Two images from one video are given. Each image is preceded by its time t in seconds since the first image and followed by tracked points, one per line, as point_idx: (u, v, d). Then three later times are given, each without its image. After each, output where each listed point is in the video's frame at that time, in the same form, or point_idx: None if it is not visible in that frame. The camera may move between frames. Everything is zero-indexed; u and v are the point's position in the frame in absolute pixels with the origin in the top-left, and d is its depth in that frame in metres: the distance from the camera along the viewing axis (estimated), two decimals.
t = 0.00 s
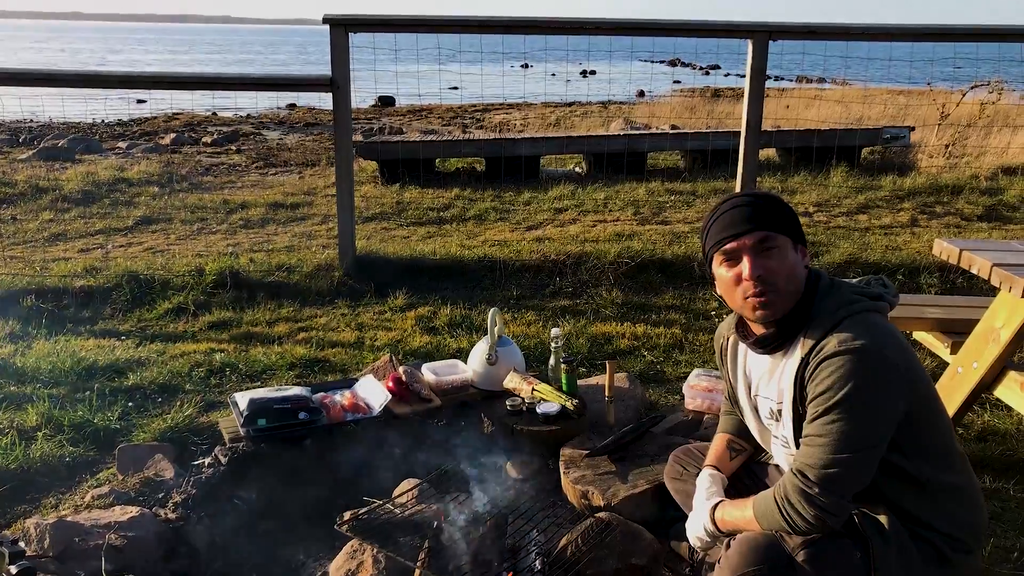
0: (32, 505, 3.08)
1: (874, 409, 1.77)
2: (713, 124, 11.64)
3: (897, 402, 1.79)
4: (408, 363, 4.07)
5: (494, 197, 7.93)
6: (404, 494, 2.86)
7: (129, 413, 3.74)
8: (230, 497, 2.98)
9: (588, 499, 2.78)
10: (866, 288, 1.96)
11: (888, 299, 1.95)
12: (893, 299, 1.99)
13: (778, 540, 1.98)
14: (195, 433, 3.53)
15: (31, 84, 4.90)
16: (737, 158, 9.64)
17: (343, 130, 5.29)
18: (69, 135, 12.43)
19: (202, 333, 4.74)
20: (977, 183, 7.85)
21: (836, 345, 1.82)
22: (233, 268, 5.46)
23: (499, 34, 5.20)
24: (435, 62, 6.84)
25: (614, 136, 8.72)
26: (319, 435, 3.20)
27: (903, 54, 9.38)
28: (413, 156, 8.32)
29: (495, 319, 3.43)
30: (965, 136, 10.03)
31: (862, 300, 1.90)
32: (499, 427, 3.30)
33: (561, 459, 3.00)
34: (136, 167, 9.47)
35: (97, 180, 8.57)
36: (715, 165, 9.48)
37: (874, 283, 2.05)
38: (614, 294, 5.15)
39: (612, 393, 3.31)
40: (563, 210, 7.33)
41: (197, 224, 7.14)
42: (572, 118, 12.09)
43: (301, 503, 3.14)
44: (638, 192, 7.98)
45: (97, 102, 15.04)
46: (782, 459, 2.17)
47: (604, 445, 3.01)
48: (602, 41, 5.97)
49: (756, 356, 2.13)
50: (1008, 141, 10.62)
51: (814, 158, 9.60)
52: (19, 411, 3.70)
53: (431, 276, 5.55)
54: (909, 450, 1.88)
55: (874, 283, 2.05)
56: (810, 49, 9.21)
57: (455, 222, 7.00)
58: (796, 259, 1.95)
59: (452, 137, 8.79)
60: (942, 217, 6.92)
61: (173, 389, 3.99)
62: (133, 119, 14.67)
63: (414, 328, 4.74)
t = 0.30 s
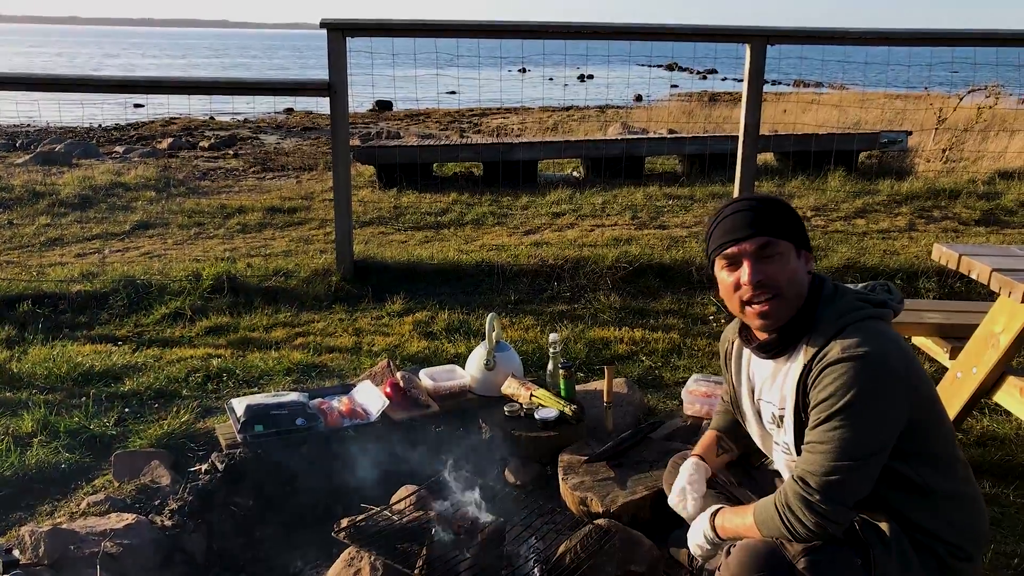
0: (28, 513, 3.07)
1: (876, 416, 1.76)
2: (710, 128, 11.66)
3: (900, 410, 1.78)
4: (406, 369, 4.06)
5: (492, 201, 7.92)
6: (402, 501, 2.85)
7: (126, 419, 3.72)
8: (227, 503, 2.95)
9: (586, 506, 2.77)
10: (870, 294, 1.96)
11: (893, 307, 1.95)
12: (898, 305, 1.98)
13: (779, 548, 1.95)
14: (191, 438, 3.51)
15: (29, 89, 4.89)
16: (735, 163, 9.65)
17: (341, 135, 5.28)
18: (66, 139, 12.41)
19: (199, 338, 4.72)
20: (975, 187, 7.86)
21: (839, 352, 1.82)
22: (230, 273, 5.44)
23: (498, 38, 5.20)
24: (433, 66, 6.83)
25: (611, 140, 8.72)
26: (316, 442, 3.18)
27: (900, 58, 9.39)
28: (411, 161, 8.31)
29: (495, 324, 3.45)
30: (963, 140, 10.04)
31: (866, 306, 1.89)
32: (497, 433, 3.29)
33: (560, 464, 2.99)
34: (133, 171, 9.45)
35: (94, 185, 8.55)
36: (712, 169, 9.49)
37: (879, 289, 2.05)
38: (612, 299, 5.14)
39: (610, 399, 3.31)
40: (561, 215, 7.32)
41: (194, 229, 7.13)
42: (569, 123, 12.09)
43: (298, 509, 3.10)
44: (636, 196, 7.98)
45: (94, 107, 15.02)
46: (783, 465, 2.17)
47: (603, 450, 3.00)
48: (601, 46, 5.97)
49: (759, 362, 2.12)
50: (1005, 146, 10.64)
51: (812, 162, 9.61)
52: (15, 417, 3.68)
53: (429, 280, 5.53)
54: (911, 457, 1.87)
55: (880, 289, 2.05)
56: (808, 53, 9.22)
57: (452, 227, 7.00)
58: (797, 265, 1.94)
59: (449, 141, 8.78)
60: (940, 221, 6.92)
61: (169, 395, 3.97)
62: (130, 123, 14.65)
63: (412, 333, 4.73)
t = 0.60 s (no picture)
0: (22, 519, 3.04)
1: (879, 419, 1.76)
2: (708, 132, 11.67)
3: (903, 414, 1.78)
4: (403, 373, 4.05)
5: (490, 205, 7.92)
6: (398, 506, 2.85)
7: (121, 424, 3.70)
8: (223, 507, 2.95)
9: (585, 511, 2.76)
10: (877, 298, 1.94)
11: (899, 312, 1.94)
12: (904, 311, 1.98)
13: (778, 553, 1.96)
14: (187, 443, 3.48)
15: (25, 93, 4.87)
16: (732, 167, 9.66)
17: (338, 139, 5.26)
18: (63, 143, 12.39)
19: (196, 342, 4.70)
20: (972, 191, 7.87)
21: (842, 354, 1.82)
22: (227, 277, 5.42)
23: (496, 42, 5.19)
24: (431, 70, 6.82)
25: (609, 144, 8.72)
26: (313, 447, 3.17)
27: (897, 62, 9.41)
28: (409, 165, 8.31)
29: (491, 328, 3.40)
30: (959, 144, 10.06)
31: (872, 310, 1.89)
32: (496, 438, 3.27)
33: (558, 469, 2.98)
34: (130, 175, 9.43)
35: (90, 189, 8.53)
36: (710, 173, 9.50)
37: (886, 293, 2.04)
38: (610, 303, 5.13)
39: (607, 403, 3.30)
40: (558, 219, 7.32)
41: (191, 233, 7.11)
42: (567, 127, 12.10)
43: (296, 513, 3.09)
44: (634, 200, 7.98)
45: (91, 111, 15.00)
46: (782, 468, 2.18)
47: (601, 455, 2.99)
48: (599, 50, 5.97)
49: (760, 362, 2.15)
50: (1001, 150, 10.66)
51: (809, 166, 9.62)
52: (10, 422, 3.66)
53: (427, 285, 5.52)
54: (913, 461, 1.86)
55: (887, 293, 2.04)
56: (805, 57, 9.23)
57: (450, 231, 6.99)
58: (801, 267, 1.91)
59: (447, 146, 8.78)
60: (937, 225, 6.92)
61: (165, 400, 3.95)
62: (127, 127, 14.62)
63: (409, 337, 4.71)
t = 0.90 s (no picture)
0: (19, 523, 3.03)
1: (875, 426, 1.76)
2: (706, 135, 11.69)
3: (899, 420, 1.78)
4: (401, 376, 4.04)
5: (488, 208, 7.91)
6: (398, 510, 2.83)
7: (119, 427, 3.68)
8: (221, 511, 2.93)
9: (583, 514, 2.75)
10: (873, 303, 1.93)
11: (895, 316, 1.94)
12: (900, 314, 1.97)
13: (775, 558, 1.95)
14: (184, 447, 3.47)
15: (22, 96, 4.86)
16: (730, 169, 9.67)
17: (336, 142, 5.26)
18: (61, 146, 12.38)
19: (193, 345, 4.69)
20: (970, 194, 7.88)
21: (838, 360, 1.81)
22: (225, 280, 5.41)
23: (494, 44, 5.20)
24: (429, 73, 6.82)
25: (607, 147, 8.72)
26: (312, 450, 3.16)
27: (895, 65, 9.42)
28: (408, 167, 8.31)
29: (489, 330, 3.42)
30: (957, 147, 10.08)
31: (868, 315, 1.88)
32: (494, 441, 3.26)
33: (556, 473, 2.97)
34: (128, 178, 9.42)
35: (89, 191, 8.51)
36: (709, 176, 9.51)
37: (882, 295, 2.03)
38: (609, 305, 5.13)
39: (605, 406, 3.28)
40: (557, 221, 7.32)
41: (189, 235, 7.11)
42: (565, 129, 12.11)
43: (293, 517, 3.11)
44: (632, 202, 7.98)
45: (89, 114, 14.99)
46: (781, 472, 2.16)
47: (599, 458, 2.98)
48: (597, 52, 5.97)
49: (755, 367, 2.13)
50: (999, 152, 10.68)
51: (808, 169, 9.63)
52: (7, 426, 3.65)
53: (425, 287, 5.52)
54: (911, 467, 1.86)
55: (883, 295, 2.03)
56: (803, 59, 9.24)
57: (448, 233, 6.99)
58: (791, 277, 1.88)
59: (445, 148, 8.79)
60: (936, 227, 6.93)
61: (163, 403, 3.94)
62: (126, 130, 14.62)
63: (407, 340, 4.71)
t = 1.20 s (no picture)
0: (17, 525, 3.02)
1: (878, 428, 1.75)
2: (704, 137, 11.69)
3: (903, 423, 1.77)
4: (400, 378, 4.03)
5: (487, 209, 7.91)
6: (397, 512, 2.82)
7: (118, 429, 3.67)
8: (220, 513, 2.92)
9: (583, 516, 2.75)
10: (879, 306, 1.93)
11: (901, 319, 1.93)
12: (907, 317, 1.96)
13: (776, 561, 1.96)
14: (183, 449, 3.47)
15: (20, 97, 4.85)
16: (729, 170, 9.67)
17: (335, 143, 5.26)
18: (60, 147, 12.36)
19: (192, 347, 4.69)
20: (969, 195, 7.88)
21: (842, 362, 1.81)
22: (224, 281, 5.40)
23: (492, 45, 5.19)
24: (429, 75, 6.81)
25: (605, 148, 8.72)
26: (310, 452, 3.15)
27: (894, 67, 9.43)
28: (406, 169, 8.30)
29: (489, 332, 3.42)
30: (955, 148, 10.09)
31: (874, 318, 1.88)
32: (494, 443, 3.26)
33: (555, 475, 2.97)
34: (126, 179, 9.41)
35: (87, 193, 8.50)
36: (707, 177, 9.52)
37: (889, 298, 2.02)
38: (608, 307, 5.13)
39: (605, 408, 3.28)
40: (556, 223, 7.31)
41: (188, 237, 7.10)
42: (563, 131, 12.12)
43: (292, 519, 3.09)
44: (631, 204, 7.98)
45: (88, 115, 14.98)
46: (783, 474, 2.16)
47: (599, 460, 2.97)
48: (597, 54, 5.97)
49: (759, 368, 2.13)
50: (997, 153, 10.69)
51: (807, 170, 9.63)
52: (5, 428, 3.64)
53: (424, 289, 5.51)
54: (914, 470, 1.85)
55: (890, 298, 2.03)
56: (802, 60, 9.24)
57: (447, 234, 6.99)
58: (792, 284, 1.87)
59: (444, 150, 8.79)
60: (935, 229, 6.93)
61: (161, 405, 3.93)
62: (124, 131, 14.61)
63: (406, 342, 4.70)
